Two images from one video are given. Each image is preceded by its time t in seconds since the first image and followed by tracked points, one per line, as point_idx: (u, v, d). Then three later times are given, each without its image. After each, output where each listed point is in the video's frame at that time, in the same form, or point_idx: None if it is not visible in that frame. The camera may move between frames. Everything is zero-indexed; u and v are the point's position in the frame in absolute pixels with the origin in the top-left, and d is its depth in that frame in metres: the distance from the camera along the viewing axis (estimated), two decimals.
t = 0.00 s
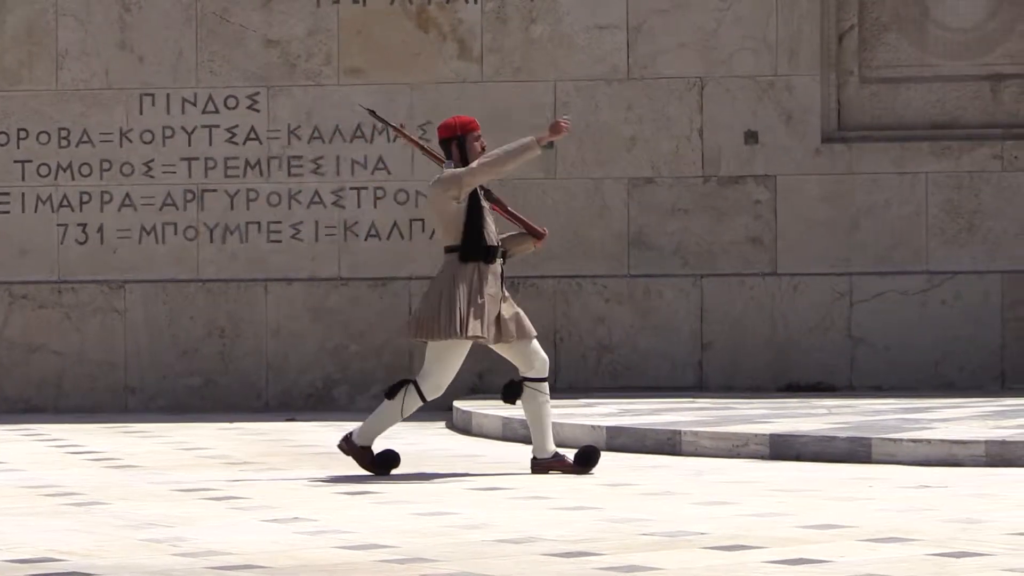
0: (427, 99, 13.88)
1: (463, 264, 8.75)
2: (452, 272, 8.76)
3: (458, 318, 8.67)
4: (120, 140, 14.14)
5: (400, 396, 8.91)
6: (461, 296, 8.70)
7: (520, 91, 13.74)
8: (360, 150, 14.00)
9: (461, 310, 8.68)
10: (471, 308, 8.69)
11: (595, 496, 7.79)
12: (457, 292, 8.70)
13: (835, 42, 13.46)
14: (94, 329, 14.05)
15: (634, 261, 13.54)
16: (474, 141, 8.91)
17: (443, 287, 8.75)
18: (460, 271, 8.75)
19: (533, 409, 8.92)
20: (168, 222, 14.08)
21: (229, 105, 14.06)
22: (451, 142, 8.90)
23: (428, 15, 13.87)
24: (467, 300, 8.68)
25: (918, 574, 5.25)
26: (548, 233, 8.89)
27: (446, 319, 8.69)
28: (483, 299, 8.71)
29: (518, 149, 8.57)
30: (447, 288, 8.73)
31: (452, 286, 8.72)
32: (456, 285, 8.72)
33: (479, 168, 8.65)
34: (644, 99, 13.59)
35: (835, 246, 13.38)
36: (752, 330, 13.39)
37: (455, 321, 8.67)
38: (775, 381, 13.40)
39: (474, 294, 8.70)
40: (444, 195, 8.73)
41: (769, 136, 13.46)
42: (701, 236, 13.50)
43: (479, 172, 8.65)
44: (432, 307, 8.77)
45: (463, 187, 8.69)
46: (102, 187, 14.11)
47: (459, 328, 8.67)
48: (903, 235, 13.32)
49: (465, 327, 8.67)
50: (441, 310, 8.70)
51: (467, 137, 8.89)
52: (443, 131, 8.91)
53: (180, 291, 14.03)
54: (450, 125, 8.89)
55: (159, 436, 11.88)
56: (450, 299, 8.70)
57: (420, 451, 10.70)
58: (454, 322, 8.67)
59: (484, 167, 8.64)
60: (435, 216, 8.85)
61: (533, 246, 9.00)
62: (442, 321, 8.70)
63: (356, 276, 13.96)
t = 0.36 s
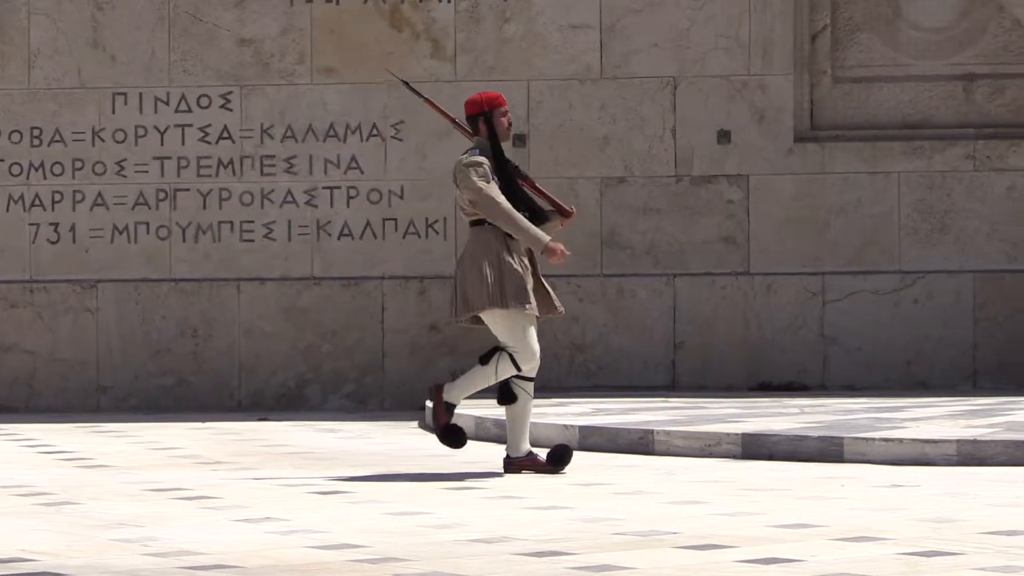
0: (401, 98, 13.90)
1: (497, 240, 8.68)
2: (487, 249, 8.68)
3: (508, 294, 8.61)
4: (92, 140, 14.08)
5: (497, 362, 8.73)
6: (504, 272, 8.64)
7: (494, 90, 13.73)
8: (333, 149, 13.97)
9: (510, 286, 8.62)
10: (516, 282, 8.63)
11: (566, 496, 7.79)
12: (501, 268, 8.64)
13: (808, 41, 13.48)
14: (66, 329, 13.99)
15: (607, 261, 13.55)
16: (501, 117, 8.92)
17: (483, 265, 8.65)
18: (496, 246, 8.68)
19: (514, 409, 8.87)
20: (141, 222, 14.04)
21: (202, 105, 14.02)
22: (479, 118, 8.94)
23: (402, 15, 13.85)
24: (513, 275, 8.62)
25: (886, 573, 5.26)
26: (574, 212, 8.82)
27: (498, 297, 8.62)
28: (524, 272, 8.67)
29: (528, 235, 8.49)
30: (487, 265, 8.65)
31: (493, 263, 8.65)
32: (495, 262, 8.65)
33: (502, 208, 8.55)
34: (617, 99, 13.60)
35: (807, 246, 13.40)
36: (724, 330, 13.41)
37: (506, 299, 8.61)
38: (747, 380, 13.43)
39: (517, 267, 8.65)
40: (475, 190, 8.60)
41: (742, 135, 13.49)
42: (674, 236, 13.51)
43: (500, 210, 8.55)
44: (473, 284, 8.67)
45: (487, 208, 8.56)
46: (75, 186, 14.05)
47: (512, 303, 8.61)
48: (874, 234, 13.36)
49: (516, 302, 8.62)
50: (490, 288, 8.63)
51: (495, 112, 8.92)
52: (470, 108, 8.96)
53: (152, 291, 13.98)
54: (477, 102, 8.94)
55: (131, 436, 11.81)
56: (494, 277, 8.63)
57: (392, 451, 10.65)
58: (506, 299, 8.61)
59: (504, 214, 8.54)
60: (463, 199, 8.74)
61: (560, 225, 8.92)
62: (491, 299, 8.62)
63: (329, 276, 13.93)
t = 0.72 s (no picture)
0: (368, 97, 13.90)
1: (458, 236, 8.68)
2: (451, 247, 8.71)
3: (467, 284, 8.57)
4: (58, 138, 14.03)
5: (556, 278, 8.72)
6: (460, 264, 8.62)
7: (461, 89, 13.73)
8: (300, 148, 13.94)
9: (466, 276, 8.57)
10: (472, 269, 8.57)
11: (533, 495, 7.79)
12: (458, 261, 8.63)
13: (775, 41, 13.51)
14: (32, 328, 13.93)
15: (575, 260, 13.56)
16: (487, 115, 8.92)
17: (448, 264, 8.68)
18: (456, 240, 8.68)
19: (485, 406, 8.89)
20: (107, 220, 14.00)
21: (169, 103, 13.98)
22: (464, 114, 8.91)
23: (369, 14, 13.84)
24: (466, 263, 8.59)
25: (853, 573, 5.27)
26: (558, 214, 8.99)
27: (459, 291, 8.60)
28: (478, 253, 8.59)
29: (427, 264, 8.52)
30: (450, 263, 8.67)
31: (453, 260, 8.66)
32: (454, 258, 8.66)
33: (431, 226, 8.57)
34: (584, 98, 13.61)
35: (773, 245, 13.44)
36: (691, 330, 13.44)
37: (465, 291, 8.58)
38: (714, 379, 13.46)
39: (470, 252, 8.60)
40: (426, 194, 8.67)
41: (709, 135, 13.52)
42: (641, 235, 13.54)
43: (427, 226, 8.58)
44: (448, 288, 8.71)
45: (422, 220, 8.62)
46: (41, 184, 14.00)
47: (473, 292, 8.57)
48: (840, 233, 13.41)
49: (475, 288, 8.56)
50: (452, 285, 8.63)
51: (480, 109, 8.90)
52: (455, 104, 8.93)
53: (119, 289, 13.94)
54: (463, 98, 8.91)
55: (97, 435, 11.75)
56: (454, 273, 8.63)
57: (360, 451, 10.63)
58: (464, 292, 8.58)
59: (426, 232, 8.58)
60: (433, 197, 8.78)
61: (541, 225, 9.09)
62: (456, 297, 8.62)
63: (295, 275, 13.90)
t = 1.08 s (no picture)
0: (343, 96, 13.88)
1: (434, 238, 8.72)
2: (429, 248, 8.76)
3: (443, 285, 8.61)
4: (33, 136, 14.00)
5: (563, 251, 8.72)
6: (435, 265, 8.65)
7: (435, 88, 13.73)
8: (274, 146, 13.91)
9: (441, 277, 8.61)
10: (448, 270, 8.62)
11: (507, 494, 7.80)
12: (433, 263, 8.66)
13: (749, 41, 13.53)
14: (7, 326, 13.93)
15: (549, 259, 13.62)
16: (464, 121, 8.91)
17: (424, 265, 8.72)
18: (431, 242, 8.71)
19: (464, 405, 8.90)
20: (81, 218, 13.96)
21: (143, 101, 13.96)
22: (441, 119, 8.90)
23: (344, 13, 13.83)
24: (442, 264, 8.63)
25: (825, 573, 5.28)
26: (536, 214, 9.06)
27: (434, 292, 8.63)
28: (453, 255, 8.65)
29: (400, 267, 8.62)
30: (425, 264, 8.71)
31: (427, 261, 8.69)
32: (428, 259, 8.69)
33: (404, 230, 8.62)
34: (559, 97, 13.63)
35: (747, 244, 13.45)
36: (665, 329, 13.47)
37: (440, 293, 8.61)
38: (687, 379, 13.49)
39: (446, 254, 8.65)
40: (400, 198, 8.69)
41: (684, 134, 13.53)
42: (616, 235, 13.56)
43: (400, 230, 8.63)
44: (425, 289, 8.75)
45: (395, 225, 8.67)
46: (15, 182, 13.99)
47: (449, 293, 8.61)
48: (814, 232, 13.41)
49: (451, 290, 8.61)
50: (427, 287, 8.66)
51: (458, 115, 8.89)
52: (433, 109, 8.91)
53: (93, 288, 13.92)
54: (441, 102, 8.88)
55: (70, 434, 11.73)
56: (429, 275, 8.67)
57: (334, 450, 10.62)
58: (440, 293, 8.61)
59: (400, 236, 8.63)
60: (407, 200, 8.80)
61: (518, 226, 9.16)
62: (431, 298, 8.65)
63: (269, 273, 13.88)
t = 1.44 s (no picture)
0: (327, 97, 13.86)
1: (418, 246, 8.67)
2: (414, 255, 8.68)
3: (427, 293, 8.55)
4: (16, 136, 13.98)
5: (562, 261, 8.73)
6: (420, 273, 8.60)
7: (420, 89, 13.73)
8: (258, 147, 13.89)
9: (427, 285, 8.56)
10: (434, 279, 8.56)
11: (490, 495, 7.81)
12: (419, 269, 8.61)
13: (733, 43, 13.55)
14: None
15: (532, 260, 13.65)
16: (450, 127, 8.94)
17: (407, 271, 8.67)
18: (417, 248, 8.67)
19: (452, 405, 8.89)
20: (64, 219, 13.93)
21: (127, 102, 13.93)
22: (427, 126, 8.92)
23: (328, 13, 13.82)
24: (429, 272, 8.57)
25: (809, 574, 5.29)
26: (522, 219, 9.03)
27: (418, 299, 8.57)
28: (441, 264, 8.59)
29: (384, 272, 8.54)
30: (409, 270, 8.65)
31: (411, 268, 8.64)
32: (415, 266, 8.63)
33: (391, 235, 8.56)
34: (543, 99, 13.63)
35: (731, 246, 13.46)
36: (649, 330, 13.49)
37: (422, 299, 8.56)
38: (671, 380, 13.50)
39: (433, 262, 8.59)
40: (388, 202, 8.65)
41: (668, 136, 13.55)
42: (599, 237, 13.57)
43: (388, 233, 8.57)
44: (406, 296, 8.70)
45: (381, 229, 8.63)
46: None
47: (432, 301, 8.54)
48: (798, 234, 13.42)
49: (434, 298, 8.54)
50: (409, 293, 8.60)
51: (444, 121, 8.92)
52: (418, 116, 8.93)
53: (76, 288, 13.89)
54: (427, 108, 8.91)
55: (53, 434, 11.70)
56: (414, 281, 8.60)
57: (317, 451, 10.61)
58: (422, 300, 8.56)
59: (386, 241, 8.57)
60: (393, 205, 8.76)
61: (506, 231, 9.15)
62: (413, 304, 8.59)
63: (253, 274, 13.85)
